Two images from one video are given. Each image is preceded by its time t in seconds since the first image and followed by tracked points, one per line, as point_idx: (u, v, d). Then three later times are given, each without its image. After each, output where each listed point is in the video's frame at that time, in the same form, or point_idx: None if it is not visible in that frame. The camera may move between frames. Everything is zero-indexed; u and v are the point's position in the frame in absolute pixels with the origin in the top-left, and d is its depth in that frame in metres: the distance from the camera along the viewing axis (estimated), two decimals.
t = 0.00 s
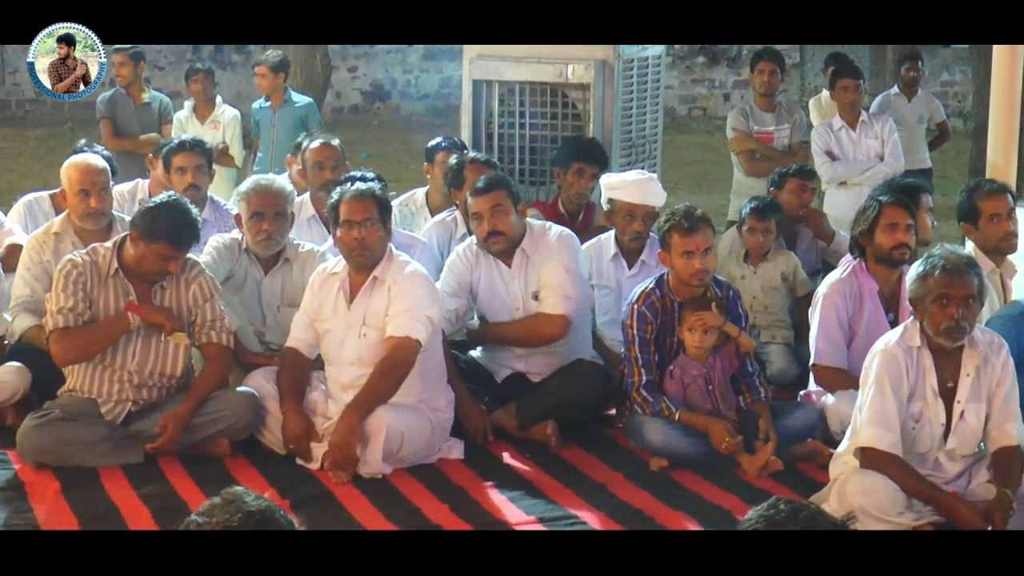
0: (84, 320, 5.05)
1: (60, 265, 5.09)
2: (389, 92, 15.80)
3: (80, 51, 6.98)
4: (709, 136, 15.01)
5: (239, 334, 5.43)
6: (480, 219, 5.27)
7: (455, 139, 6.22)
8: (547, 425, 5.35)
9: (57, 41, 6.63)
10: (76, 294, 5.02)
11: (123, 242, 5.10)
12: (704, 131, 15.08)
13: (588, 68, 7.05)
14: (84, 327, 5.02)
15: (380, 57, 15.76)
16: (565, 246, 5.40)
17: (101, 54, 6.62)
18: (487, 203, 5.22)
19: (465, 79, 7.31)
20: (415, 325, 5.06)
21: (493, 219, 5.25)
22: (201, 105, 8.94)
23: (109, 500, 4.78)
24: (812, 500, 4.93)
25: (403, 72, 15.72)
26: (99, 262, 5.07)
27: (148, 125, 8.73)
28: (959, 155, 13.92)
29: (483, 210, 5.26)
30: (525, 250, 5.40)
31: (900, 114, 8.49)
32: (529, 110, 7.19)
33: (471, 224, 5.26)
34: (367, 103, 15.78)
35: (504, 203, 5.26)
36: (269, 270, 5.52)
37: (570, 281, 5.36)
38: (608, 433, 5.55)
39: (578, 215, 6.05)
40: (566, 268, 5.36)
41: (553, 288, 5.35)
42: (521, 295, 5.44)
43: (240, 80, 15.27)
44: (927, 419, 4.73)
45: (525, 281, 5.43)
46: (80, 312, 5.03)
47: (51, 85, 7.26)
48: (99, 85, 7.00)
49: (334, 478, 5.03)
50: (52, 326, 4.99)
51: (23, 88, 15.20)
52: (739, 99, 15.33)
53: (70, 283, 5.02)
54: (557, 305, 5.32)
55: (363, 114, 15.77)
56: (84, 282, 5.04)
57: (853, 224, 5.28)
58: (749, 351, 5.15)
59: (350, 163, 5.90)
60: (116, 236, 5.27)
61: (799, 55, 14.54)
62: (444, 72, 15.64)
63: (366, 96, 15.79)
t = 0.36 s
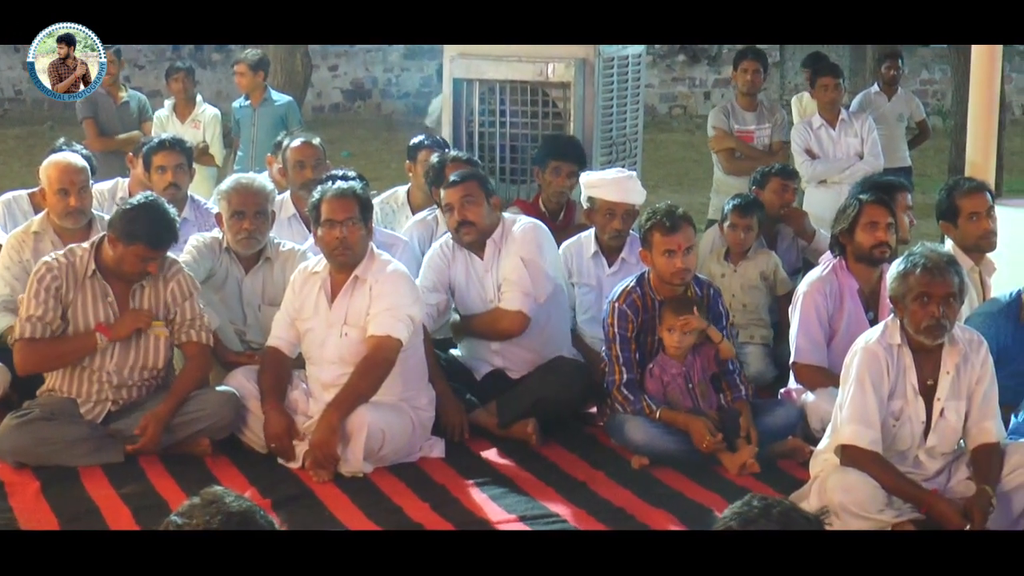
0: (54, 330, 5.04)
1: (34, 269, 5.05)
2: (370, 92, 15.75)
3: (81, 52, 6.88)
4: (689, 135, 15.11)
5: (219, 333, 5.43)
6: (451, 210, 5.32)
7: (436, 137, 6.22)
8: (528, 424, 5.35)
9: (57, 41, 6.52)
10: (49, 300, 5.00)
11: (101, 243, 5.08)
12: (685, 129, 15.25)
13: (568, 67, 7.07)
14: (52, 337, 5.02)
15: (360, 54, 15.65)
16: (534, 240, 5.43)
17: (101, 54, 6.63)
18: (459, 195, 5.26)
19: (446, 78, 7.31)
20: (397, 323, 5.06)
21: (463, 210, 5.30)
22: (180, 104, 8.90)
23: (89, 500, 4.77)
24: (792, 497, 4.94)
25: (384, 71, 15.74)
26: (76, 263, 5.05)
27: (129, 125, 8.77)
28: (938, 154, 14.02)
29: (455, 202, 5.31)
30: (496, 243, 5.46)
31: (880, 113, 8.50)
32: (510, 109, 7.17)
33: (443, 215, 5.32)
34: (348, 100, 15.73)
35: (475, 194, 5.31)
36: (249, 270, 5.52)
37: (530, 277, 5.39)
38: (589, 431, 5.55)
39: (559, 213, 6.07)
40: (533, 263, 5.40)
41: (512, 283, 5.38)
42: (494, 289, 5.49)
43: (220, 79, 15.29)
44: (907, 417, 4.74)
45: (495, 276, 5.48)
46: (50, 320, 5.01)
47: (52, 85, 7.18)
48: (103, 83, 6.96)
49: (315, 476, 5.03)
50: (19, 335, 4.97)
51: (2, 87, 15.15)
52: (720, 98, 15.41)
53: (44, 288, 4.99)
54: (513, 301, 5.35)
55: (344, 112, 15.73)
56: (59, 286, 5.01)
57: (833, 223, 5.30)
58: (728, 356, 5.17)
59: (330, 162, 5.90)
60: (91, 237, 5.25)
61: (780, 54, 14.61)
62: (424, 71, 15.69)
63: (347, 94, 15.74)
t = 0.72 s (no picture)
0: (30, 332, 5.01)
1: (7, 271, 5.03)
2: (350, 89, 16.10)
3: (78, 51, 7.00)
4: (667, 132, 15.15)
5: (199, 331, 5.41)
6: (432, 208, 5.30)
7: (416, 135, 6.23)
8: (508, 421, 5.36)
9: (56, 41, 6.54)
10: (23, 304, 4.98)
11: (74, 242, 5.06)
12: (663, 127, 15.33)
13: (548, 64, 7.05)
14: (28, 340, 4.99)
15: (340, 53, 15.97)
16: (515, 237, 5.43)
17: (101, 55, 6.69)
18: (439, 193, 5.25)
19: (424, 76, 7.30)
20: (376, 321, 5.05)
21: (443, 207, 5.29)
22: (159, 102, 8.89)
23: (68, 499, 4.75)
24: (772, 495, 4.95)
25: (363, 68, 16.10)
26: (50, 263, 5.03)
27: (104, 122, 8.78)
28: (916, 151, 14.16)
29: (435, 199, 5.29)
30: (478, 239, 5.46)
31: (860, 110, 8.52)
32: (488, 106, 7.17)
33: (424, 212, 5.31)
34: (328, 99, 16.02)
35: (455, 190, 5.29)
36: (229, 267, 5.51)
37: (513, 273, 5.38)
38: (569, 429, 5.56)
39: (539, 211, 6.20)
40: (518, 259, 5.40)
41: (495, 280, 5.37)
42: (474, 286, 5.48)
43: (199, 77, 15.40)
44: (886, 414, 4.74)
45: (475, 273, 5.47)
46: (25, 326, 4.99)
47: (51, 84, 7.43)
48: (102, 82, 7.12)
49: (295, 474, 5.03)
50: None
51: None
52: (699, 94, 15.50)
53: (18, 290, 4.97)
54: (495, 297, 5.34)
55: (324, 110, 16.03)
56: (32, 287, 5.00)
57: (812, 220, 5.32)
58: (705, 355, 5.18)
59: (310, 160, 5.91)
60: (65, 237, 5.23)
61: (759, 52, 14.67)
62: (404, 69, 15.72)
63: (327, 92, 16.02)
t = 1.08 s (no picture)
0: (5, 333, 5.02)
1: None
2: (325, 90, 16.00)
3: (78, 51, 7.18)
4: (644, 132, 15.21)
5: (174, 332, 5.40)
6: (410, 207, 5.31)
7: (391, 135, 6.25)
8: (483, 421, 5.37)
9: (57, 39, 6.76)
10: None
11: (49, 242, 5.06)
12: (639, 127, 15.37)
13: (524, 64, 7.08)
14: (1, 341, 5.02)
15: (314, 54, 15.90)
16: (492, 239, 5.42)
17: (102, 55, 6.95)
18: (419, 193, 5.26)
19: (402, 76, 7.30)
20: (351, 322, 5.05)
21: (422, 207, 5.29)
22: (133, 102, 8.87)
23: (41, 501, 4.73)
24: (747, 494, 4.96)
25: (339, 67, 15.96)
26: (23, 265, 5.02)
27: (74, 123, 8.77)
28: (889, 151, 14.29)
29: (414, 199, 5.30)
30: (455, 240, 5.46)
31: (835, 110, 8.54)
32: (464, 106, 7.16)
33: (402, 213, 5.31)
34: (302, 100, 15.98)
35: (434, 191, 5.30)
36: (204, 267, 5.50)
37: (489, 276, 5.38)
38: (545, 429, 5.57)
39: (513, 211, 6.22)
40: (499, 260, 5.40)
41: (471, 283, 5.37)
42: (450, 288, 5.48)
43: (174, 78, 15.36)
44: (860, 413, 4.74)
45: (451, 274, 5.47)
46: None
47: (51, 84, 7.64)
48: (100, 83, 7.24)
49: (270, 475, 5.03)
50: None
51: None
52: (674, 96, 15.35)
53: None
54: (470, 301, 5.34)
55: (300, 111, 16.01)
56: (5, 289, 5.00)
57: (788, 220, 5.32)
58: (681, 353, 5.19)
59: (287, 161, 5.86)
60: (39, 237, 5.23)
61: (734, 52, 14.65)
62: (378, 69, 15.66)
63: (302, 93, 15.99)
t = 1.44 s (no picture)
0: None
1: None
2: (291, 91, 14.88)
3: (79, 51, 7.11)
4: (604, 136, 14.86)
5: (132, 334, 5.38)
6: (371, 209, 5.31)
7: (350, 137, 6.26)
8: (444, 423, 5.38)
9: (57, 39, 6.82)
10: None
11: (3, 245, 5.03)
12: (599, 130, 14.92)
13: (483, 66, 7.10)
14: None
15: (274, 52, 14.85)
16: (453, 242, 5.44)
17: (102, 54, 6.90)
18: (380, 195, 5.26)
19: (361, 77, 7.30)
20: (312, 324, 5.04)
21: (383, 209, 5.30)
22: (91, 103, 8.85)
23: None
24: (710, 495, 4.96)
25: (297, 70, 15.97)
26: None
27: (29, 125, 8.74)
28: (850, 151, 14.48)
29: (376, 202, 5.30)
30: (416, 243, 5.47)
31: (794, 112, 8.58)
32: (424, 108, 7.18)
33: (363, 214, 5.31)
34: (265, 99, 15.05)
35: (396, 192, 5.31)
36: (163, 270, 5.49)
37: (449, 278, 5.39)
38: (506, 431, 5.58)
39: (473, 213, 6.24)
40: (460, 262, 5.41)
41: (433, 285, 5.38)
42: (410, 289, 5.49)
43: (133, 79, 14.88)
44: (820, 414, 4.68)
45: (413, 276, 5.48)
46: None
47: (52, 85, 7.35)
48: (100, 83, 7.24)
49: (230, 479, 5.01)
50: None
51: None
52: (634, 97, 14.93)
53: None
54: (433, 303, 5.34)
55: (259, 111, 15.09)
56: None
57: (747, 222, 5.34)
58: (641, 352, 5.19)
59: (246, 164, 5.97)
60: None
61: (695, 53, 14.50)
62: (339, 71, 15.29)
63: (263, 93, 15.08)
